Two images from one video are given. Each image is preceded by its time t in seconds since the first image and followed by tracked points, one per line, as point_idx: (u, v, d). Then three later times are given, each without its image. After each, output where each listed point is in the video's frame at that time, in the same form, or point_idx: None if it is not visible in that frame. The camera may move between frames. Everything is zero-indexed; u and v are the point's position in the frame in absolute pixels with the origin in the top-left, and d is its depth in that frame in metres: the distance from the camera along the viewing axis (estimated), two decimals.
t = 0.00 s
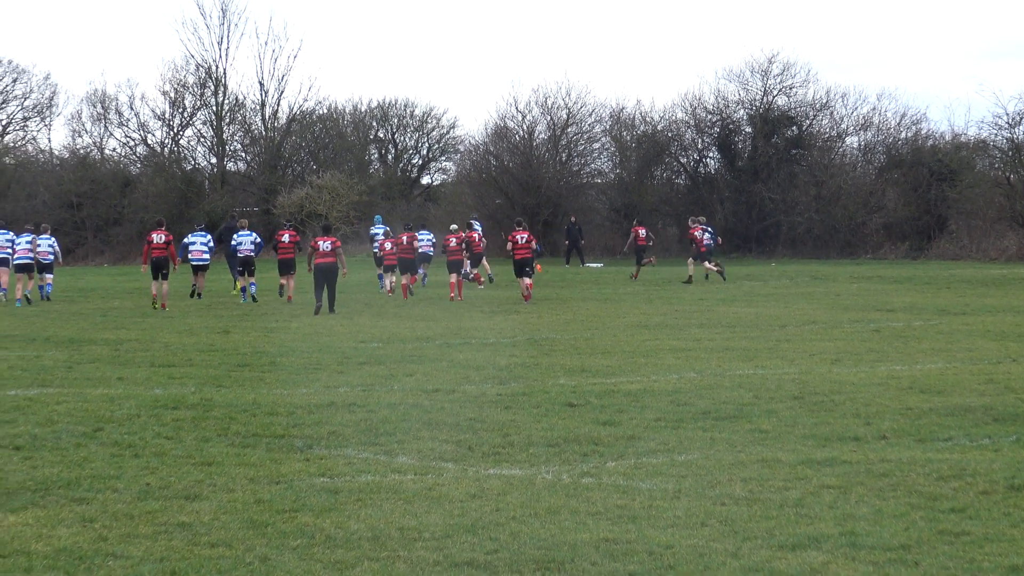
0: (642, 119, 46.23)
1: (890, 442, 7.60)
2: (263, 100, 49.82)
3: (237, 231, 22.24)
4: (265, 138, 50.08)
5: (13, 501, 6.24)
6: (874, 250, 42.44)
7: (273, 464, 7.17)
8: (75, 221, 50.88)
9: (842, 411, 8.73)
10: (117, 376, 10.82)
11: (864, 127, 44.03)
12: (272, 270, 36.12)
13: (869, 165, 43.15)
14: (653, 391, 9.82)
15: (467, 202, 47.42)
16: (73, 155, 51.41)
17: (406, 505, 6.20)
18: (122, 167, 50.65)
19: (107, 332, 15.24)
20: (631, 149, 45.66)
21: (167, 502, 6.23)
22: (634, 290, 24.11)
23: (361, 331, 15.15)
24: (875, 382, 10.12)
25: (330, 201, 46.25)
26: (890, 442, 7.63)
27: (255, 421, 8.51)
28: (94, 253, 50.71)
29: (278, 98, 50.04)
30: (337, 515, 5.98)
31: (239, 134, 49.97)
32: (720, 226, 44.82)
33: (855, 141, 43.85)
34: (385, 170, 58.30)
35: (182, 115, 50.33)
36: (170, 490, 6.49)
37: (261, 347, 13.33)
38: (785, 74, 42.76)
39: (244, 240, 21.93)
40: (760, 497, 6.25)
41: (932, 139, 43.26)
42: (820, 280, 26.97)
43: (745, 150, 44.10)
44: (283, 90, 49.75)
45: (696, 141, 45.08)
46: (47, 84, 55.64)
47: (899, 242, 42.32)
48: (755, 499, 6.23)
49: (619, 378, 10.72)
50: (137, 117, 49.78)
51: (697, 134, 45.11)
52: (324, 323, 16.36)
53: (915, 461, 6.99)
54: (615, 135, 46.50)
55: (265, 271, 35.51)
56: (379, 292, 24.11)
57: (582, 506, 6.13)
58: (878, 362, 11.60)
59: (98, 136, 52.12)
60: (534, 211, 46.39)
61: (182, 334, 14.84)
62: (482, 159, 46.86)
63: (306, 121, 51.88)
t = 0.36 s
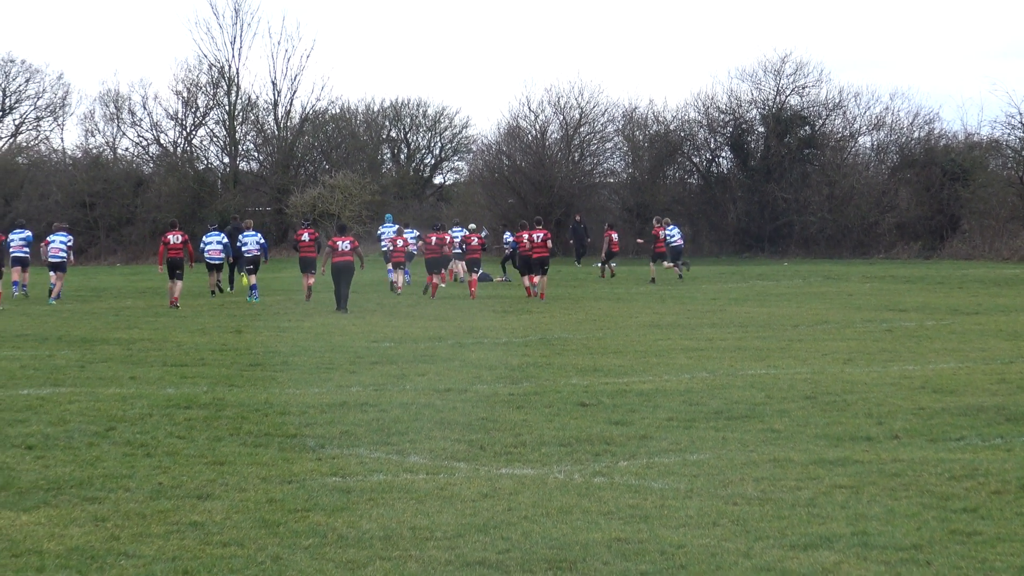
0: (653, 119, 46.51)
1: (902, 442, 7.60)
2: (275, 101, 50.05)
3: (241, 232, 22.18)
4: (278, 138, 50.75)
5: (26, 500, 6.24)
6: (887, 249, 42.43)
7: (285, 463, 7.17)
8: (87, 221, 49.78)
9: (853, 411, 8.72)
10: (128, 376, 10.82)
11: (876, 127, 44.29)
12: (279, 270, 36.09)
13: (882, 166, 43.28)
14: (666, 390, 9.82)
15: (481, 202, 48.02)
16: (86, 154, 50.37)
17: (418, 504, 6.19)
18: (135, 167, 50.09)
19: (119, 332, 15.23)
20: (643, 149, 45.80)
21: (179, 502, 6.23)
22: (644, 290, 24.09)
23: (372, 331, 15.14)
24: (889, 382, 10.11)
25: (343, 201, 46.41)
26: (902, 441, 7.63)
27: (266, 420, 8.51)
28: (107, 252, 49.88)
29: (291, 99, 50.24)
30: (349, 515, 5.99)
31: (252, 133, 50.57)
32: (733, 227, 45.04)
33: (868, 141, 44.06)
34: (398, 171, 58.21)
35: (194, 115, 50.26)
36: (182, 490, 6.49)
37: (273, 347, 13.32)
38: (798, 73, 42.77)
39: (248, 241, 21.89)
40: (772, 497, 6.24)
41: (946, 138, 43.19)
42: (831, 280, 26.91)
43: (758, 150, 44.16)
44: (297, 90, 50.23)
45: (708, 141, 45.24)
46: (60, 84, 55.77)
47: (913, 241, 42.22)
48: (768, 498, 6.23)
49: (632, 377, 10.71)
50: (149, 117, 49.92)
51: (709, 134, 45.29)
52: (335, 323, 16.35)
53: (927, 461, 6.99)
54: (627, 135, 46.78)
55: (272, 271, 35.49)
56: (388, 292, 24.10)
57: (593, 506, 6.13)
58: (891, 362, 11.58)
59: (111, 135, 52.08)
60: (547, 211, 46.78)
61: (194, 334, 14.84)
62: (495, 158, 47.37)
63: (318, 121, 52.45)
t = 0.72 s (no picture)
0: (662, 121, 47.08)
1: (911, 443, 7.61)
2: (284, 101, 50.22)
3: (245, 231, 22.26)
4: (287, 139, 51.03)
5: (35, 501, 6.24)
6: (896, 251, 42.18)
7: (293, 464, 7.18)
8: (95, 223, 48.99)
9: (862, 412, 8.73)
10: (136, 377, 10.83)
11: (885, 128, 44.17)
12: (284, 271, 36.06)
13: (890, 167, 43.24)
14: (674, 391, 9.83)
15: (489, 202, 48.01)
16: (95, 155, 49.99)
17: (426, 506, 6.19)
18: (143, 169, 49.86)
19: (129, 332, 15.26)
20: (652, 150, 46.22)
21: (189, 503, 6.24)
22: (650, 291, 24.12)
23: (380, 332, 15.17)
24: (899, 384, 10.12)
25: (352, 202, 45.96)
26: (911, 443, 7.63)
27: (275, 421, 8.52)
28: (115, 254, 49.23)
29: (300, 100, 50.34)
30: (357, 516, 5.99)
31: (260, 134, 50.80)
32: (741, 228, 45.08)
33: (876, 142, 43.99)
34: (406, 171, 58.28)
35: (204, 116, 50.38)
36: (191, 491, 6.49)
37: (282, 347, 13.35)
38: (808, 74, 42.77)
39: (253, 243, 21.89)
40: (781, 499, 6.24)
41: (956, 140, 42.93)
42: (839, 281, 26.93)
43: (767, 151, 44.44)
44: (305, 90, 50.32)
45: (717, 142, 45.60)
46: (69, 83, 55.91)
47: (922, 243, 41.94)
48: (775, 500, 6.22)
49: (641, 378, 10.73)
50: (158, 118, 49.92)
51: (718, 135, 45.60)
52: (343, 324, 16.39)
53: (935, 463, 6.98)
54: (635, 137, 47.01)
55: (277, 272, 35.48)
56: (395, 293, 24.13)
57: (602, 507, 6.13)
58: (900, 363, 11.59)
59: (120, 136, 52.16)
60: (555, 212, 46.69)
61: (204, 334, 14.87)
62: (503, 160, 47.43)
63: (327, 121, 52.70)
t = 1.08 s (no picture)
0: (676, 121, 47.29)
1: (925, 445, 7.60)
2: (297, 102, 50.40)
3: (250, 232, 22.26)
4: (299, 140, 50.94)
5: (48, 502, 6.25)
6: (909, 252, 42.12)
7: (306, 465, 7.18)
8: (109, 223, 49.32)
9: (875, 414, 8.72)
10: (148, 377, 10.84)
11: (898, 130, 43.99)
12: (292, 272, 36.07)
13: (904, 168, 43.15)
14: (688, 393, 9.84)
15: (502, 203, 48.53)
16: (109, 156, 50.31)
17: (438, 507, 6.19)
18: (156, 169, 50.00)
19: (141, 333, 15.29)
20: (665, 151, 46.68)
21: (203, 503, 6.25)
22: (661, 292, 24.07)
23: (393, 333, 15.19)
24: (914, 385, 10.10)
25: (364, 203, 46.16)
26: (924, 445, 7.62)
27: (288, 421, 8.53)
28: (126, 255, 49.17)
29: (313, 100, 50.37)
30: (371, 516, 5.99)
31: (273, 134, 50.80)
32: (754, 230, 45.36)
33: (890, 144, 43.92)
34: (419, 172, 58.11)
35: (217, 116, 50.85)
36: (204, 491, 6.50)
37: (294, 348, 13.35)
38: (820, 75, 42.77)
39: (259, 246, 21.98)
40: (794, 500, 6.24)
41: (969, 142, 42.74)
42: (852, 282, 26.88)
43: (780, 152, 44.53)
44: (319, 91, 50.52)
45: (731, 143, 45.75)
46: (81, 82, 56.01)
47: (933, 244, 41.85)
48: (787, 501, 6.23)
49: (655, 380, 10.73)
50: (171, 119, 50.12)
51: (731, 137, 45.77)
52: (356, 325, 16.40)
53: (948, 464, 6.98)
54: (649, 137, 47.53)
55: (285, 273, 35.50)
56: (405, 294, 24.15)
57: (615, 508, 6.13)
58: (916, 365, 11.56)
59: (133, 136, 52.31)
60: (568, 212, 47.26)
61: (216, 335, 14.90)
62: (516, 160, 48.31)
63: (340, 122, 52.44)
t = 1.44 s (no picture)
0: (681, 122, 47.21)
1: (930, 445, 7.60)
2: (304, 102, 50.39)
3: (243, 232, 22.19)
4: (305, 141, 50.95)
5: (53, 502, 6.25)
6: (914, 253, 42.17)
7: (311, 465, 7.17)
8: (115, 224, 49.44)
9: (881, 414, 8.72)
10: (153, 377, 10.85)
11: (904, 130, 43.89)
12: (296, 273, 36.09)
13: (910, 168, 43.07)
14: (693, 393, 9.84)
15: (507, 203, 48.54)
16: (115, 156, 50.25)
17: (444, 507, 6.19)
18: (162, 169, 50.04)
19: (148, 334, 15.31)
20: (671, 151, 46.68)
21: (209, 503, 6.25)
22: (666, 293, 24.08)
23: (398, 333, 15.20)
24: (919, 386, 10.11)
25: (370, 203, 46.72)
26: (930, 445, 7.62)
27: (294, 422, 8.52)
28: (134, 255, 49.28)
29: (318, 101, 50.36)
30: (376, 517, 5.99)
31: (279, 134, 50.88)
32: (759, 231, 45.48)
33: (896, 144, 43.86)
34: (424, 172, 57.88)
35: (223, 117, 50.83)
36: (209, 492, 6.49)
37: (299, 348, 13.35)
38: (825, 76, 42.78)
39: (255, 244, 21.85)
40: (799, 501, 6.24)
41: (974, 142, 42.66)
42: (856, 283, 26.89)
43: (785, 152, 44.47)
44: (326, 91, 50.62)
45: (736, 143, 45.78)
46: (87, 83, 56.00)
47: (938, 245, 41.85)
48: (792, 502, 6.23)
49: (661, 380, 10.74)
50: (177, 119, 50.14)
51: (737, 137, 45.81)
52: (361, 325, 16.41)
53: (952, 464, 6.98)
54: (654, 138, 47.51)
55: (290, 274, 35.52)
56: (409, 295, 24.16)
57: (619, 509, 6.13)
58: (923, 366, 11.54)
59: (139, 137, 52.32)
60: (573, 212, 47.31)
61: (222, 336, 14.91)
62: (522, 161, 48.39)
63: (346, 123, 52.56)
